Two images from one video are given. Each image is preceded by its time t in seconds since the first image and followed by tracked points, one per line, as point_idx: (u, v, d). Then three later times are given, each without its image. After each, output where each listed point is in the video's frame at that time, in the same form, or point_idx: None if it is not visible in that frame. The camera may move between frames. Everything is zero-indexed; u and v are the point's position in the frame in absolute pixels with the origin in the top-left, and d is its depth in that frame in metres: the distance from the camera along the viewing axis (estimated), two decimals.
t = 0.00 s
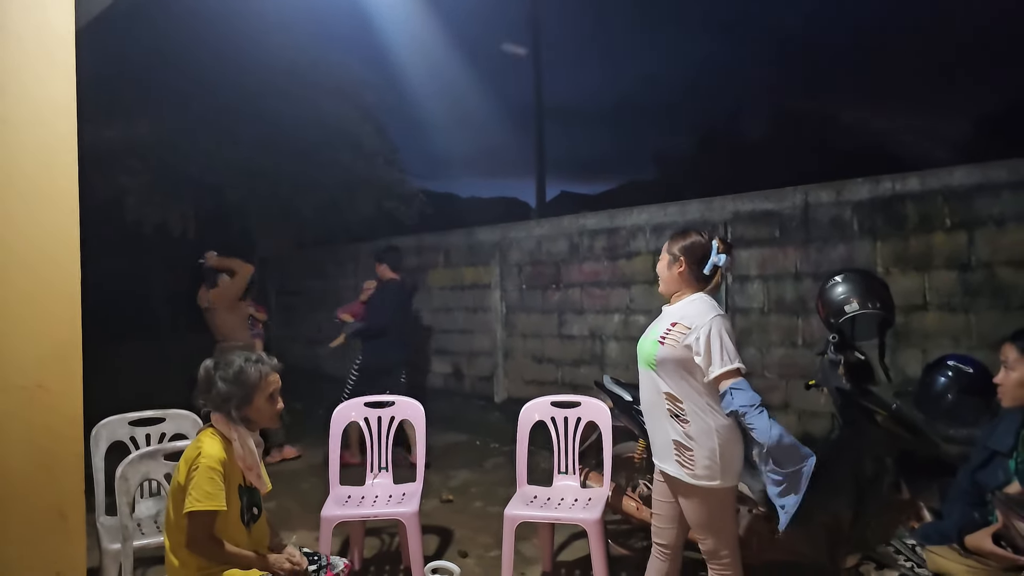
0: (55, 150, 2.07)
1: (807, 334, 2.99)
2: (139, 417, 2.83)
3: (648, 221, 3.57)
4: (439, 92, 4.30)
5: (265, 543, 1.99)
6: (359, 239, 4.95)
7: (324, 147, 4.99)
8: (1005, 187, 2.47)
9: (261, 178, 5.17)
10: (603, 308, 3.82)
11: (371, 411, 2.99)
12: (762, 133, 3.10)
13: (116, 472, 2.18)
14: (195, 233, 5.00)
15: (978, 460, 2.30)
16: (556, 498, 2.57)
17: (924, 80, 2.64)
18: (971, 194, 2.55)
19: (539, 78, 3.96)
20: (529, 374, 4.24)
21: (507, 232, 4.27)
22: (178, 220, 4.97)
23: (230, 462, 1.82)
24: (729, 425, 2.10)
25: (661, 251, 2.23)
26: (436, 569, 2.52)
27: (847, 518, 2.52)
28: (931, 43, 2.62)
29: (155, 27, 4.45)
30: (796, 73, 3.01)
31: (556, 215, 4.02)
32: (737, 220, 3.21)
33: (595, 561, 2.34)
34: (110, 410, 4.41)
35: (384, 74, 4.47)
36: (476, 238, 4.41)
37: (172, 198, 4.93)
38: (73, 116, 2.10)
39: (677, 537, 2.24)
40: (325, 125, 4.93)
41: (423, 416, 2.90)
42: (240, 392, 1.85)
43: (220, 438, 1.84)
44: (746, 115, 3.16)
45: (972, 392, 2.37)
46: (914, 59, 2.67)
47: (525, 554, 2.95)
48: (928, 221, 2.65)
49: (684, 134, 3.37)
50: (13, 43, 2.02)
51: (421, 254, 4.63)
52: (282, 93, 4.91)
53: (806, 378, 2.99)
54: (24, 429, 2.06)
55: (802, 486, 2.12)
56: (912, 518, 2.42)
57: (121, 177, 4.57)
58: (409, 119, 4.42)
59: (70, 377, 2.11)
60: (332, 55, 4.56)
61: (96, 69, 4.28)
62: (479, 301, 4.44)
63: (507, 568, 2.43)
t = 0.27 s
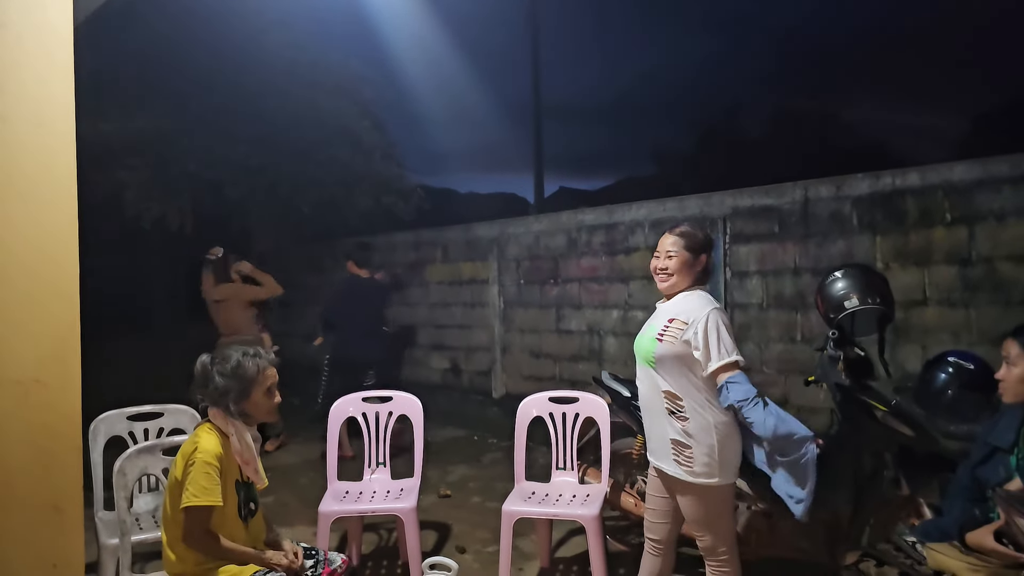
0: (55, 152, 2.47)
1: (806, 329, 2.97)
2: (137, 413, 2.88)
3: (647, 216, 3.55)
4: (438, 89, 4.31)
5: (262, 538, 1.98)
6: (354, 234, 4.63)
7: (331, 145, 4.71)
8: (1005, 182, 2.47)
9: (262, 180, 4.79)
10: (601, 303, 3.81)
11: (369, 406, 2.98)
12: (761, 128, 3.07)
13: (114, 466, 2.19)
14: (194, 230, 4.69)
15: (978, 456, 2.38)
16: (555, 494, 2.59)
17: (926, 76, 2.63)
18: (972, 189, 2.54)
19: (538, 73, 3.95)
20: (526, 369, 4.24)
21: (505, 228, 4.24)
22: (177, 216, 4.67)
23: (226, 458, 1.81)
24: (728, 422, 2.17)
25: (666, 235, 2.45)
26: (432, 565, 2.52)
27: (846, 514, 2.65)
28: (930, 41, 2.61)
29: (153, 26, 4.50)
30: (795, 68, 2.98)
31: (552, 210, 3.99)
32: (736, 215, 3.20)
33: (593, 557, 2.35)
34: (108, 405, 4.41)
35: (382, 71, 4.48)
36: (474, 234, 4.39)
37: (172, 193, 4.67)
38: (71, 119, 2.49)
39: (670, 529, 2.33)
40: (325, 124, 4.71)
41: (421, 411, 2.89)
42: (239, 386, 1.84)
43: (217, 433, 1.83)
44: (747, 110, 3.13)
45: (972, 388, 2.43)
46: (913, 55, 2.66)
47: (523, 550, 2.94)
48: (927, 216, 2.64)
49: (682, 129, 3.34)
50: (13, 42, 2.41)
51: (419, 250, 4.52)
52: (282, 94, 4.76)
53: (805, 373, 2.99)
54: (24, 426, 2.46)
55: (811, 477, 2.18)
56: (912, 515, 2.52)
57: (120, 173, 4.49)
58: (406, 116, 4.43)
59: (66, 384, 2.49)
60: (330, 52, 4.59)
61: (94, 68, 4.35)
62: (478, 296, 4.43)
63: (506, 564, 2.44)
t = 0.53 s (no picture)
0: (52, 155, 2.63)
1: (807, 327, 2.96)
2: (138, 413, 2.86)
3: (647, 215, 3.51)
4: (437, 89, 4.30)
5: (261, 539, 1.96)
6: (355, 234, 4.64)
7: (331, 145, 4.67)
8: (1007, 178, 2.45)
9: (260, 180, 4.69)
10: (600, 302, 3.79)
11: (369, 406, 2.97)
12: (761, 125, 3.05)
13: (115, 467, 2.17)
14: (195, 229, 4.56)
15: (984, 455, 2.37)
16: (555, 494, 2.59)
17: (926, 76, 2.61)
18: (974, 185, 2.52)
19: (537, 72, 3.92)
20: (526, 368, 4.24)
21: (504, 227, 4.22)
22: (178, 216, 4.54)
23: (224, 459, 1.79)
24: (734, 421, 2.32)
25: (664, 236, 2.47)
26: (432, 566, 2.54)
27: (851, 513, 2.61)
28: (930, 41, 2.60)
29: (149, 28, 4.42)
30: (796, 64, 2.96)
31: (553, 207, 3.97)
32: (736, 213, 3.18)
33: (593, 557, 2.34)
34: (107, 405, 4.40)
35: (379, 71, 4.47)
36: (473, 233, 4.39)
37: (172, 194, 4.55)
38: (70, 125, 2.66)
39: (660, 529, 2.47)
40: (324, 124, 4.67)
41: (422, 411, 2.88)
42: (239, 386, 1.83)
43: (217, 433, 1.82)
44: (745, 109, 3.12)
45: (976, 386, 2.41)
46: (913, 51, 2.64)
47: (523, 550, 2.93)
48: (930, 212, 2.62)
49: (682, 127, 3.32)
50: (13, 42, 2.57)
51: (418, 249, 4.55)
52: (280, 94, 4.68)
53: (807, 373, 2.97)
54: (25, 426, 2.62)
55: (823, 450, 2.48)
56: (918, 515, 2.47)
57: (120, 174, 4.38)
58: (404, 114, 4.42)
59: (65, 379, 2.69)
60: (327, 53, 4.57)
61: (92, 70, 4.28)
62: (476, 296, 4.46)
63: (506, 565, 2.42)
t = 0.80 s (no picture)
0: (54, 155, 2.39)
1: (810, 328, 2.93)
2: (139, 411, 2.82)
3: (648, 215, 3.51)
4: (437, 88, 4.28)
5: (260, 540, 1.94)
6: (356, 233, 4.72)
7: (331, 145, 4.73)
8: (1012, 179, 2.42)
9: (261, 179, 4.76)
10: (601, 301, 3.76)
11: (369, 406, 2.95)
12: (763, 125, 3.03)
13: (115, 466, 2.15)
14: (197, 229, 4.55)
15: (990, 458, 2.25)
16: (555, 495, 2.57)
17: (927, 76, 2.57)
18: (978, 186, 2.50)
19: (538, 71, 3.90)
20: (526, 368, 4.23)
21: (505, 226, 4.20)
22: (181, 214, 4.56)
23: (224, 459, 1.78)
24: (743, 424, 2.34)
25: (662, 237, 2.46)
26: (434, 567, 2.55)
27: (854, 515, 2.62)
28: (931, 43, 2.56)
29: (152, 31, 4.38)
30: (798, 63, 2.93)
31: (553, 207, 3.95)
32: (737, 213, 3.16)
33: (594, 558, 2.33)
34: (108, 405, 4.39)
35: (380, 72, 4.46)
36: (473, 232, 4.37)
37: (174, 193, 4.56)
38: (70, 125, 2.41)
39: (655, 534, 2.45)
40: (326, 124, 4.72)
41: (422, 412, 2.86)
42: (239, 386, 1.81)
43: (216, 433, 1.80)
44: (744, 107, 3.09)
45: (984, 389, 2.25)
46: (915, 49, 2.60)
47: (523, 551, 2.92)
48: (933, 212, 2.60)
49: (683, 128, 3.30)
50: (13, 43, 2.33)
51: (418, 249, 4.59)
52: (282, 94, 4.71)
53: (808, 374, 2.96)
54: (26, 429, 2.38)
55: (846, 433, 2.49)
56: (924, 520, 2.40)
57: (125, 174, 4.31)
58: (404, 114, 4.41)
59: (65, 374, 2.43)
60: (328, 53, 4.57)
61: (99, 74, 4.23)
62: (477, 295, 4.44)
63: (506, 566, 2.41)
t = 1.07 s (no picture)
0: (61, 153, 2.37)
1: (812, 329, 2.93)
2: (140, 411, 2.80)
3: (648, 215, 3.48)
4: (438, 87, 4.23)
5: (260, 541, 1.94)
6: (357, 233, 4.67)
7: (331, 145, 4.68)
8: (1016, 179, 2.41)
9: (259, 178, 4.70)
10: (602, 302, 3.74)
11: (369, 406, 2.94)
12: (766, 125, 3.01)
13: (116, 465, 2.15)
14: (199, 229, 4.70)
15: (995, 461, 2.25)
16: (555, 497, 2.56)
17: (927, 76, 2.59)
18: (981, 186, 2.49)
19: (538, 72, 3.88)
20: (526, 368, 4.21)
21: (505, 226, 4.20)
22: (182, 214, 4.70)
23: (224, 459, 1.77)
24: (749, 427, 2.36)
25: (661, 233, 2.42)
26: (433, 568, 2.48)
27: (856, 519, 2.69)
28: (931, 43, 2.58)
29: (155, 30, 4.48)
30: (798, 64, 2.93)
31: (554, 207, 3.93)
32: (738, 214, 3.15)
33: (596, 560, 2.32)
34: (109, 403, 4.40)
35: (380, 72, 4.41)
36: (474, 232, 4.37)
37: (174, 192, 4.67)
38: (78, 119, 2.41)
39: (653, 536, 2.43)
40: (325, 125, 4.67)
41: (422, 412, 2.84)
42: (239, 386, 1.80)
43: (216, 433, 1.80)
44: (745, 107, 3.09)
45: (984, 391, 2.34)
46: (912, 53, 2.62)
47: (523, 552, 2.92)
48: (936, 213, 2.58)
49: (684, 131, 3.28)
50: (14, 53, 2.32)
51: (420, 249, 4.60)
52: (281, 94, 4.68)
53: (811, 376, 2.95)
54: (31, 433, 2.36)
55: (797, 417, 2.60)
56: (926, 522, 2.45)
57: (126, 173, 4.47)
58: (402, 114, 4.37)
59: (71, 373, 2.41)
60: (327, 54, 4.51)
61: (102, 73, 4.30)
62: (478, 295, 4.42)
63: (506, 568, 2.40)
